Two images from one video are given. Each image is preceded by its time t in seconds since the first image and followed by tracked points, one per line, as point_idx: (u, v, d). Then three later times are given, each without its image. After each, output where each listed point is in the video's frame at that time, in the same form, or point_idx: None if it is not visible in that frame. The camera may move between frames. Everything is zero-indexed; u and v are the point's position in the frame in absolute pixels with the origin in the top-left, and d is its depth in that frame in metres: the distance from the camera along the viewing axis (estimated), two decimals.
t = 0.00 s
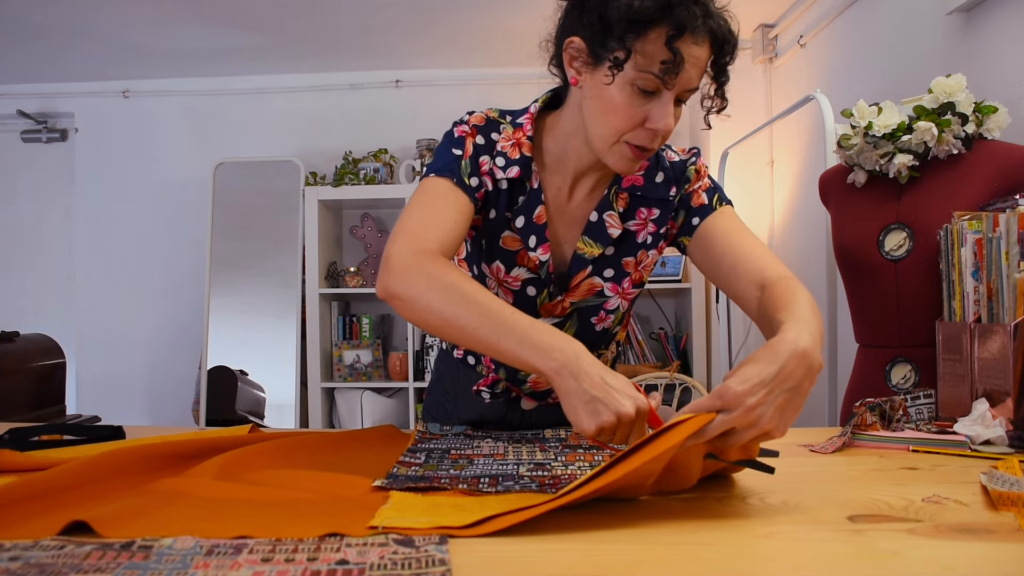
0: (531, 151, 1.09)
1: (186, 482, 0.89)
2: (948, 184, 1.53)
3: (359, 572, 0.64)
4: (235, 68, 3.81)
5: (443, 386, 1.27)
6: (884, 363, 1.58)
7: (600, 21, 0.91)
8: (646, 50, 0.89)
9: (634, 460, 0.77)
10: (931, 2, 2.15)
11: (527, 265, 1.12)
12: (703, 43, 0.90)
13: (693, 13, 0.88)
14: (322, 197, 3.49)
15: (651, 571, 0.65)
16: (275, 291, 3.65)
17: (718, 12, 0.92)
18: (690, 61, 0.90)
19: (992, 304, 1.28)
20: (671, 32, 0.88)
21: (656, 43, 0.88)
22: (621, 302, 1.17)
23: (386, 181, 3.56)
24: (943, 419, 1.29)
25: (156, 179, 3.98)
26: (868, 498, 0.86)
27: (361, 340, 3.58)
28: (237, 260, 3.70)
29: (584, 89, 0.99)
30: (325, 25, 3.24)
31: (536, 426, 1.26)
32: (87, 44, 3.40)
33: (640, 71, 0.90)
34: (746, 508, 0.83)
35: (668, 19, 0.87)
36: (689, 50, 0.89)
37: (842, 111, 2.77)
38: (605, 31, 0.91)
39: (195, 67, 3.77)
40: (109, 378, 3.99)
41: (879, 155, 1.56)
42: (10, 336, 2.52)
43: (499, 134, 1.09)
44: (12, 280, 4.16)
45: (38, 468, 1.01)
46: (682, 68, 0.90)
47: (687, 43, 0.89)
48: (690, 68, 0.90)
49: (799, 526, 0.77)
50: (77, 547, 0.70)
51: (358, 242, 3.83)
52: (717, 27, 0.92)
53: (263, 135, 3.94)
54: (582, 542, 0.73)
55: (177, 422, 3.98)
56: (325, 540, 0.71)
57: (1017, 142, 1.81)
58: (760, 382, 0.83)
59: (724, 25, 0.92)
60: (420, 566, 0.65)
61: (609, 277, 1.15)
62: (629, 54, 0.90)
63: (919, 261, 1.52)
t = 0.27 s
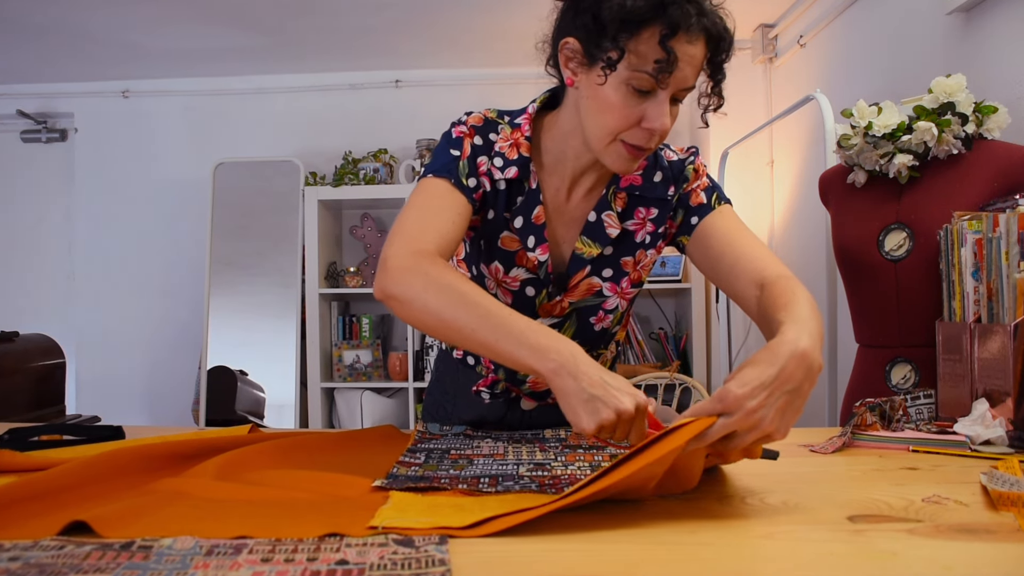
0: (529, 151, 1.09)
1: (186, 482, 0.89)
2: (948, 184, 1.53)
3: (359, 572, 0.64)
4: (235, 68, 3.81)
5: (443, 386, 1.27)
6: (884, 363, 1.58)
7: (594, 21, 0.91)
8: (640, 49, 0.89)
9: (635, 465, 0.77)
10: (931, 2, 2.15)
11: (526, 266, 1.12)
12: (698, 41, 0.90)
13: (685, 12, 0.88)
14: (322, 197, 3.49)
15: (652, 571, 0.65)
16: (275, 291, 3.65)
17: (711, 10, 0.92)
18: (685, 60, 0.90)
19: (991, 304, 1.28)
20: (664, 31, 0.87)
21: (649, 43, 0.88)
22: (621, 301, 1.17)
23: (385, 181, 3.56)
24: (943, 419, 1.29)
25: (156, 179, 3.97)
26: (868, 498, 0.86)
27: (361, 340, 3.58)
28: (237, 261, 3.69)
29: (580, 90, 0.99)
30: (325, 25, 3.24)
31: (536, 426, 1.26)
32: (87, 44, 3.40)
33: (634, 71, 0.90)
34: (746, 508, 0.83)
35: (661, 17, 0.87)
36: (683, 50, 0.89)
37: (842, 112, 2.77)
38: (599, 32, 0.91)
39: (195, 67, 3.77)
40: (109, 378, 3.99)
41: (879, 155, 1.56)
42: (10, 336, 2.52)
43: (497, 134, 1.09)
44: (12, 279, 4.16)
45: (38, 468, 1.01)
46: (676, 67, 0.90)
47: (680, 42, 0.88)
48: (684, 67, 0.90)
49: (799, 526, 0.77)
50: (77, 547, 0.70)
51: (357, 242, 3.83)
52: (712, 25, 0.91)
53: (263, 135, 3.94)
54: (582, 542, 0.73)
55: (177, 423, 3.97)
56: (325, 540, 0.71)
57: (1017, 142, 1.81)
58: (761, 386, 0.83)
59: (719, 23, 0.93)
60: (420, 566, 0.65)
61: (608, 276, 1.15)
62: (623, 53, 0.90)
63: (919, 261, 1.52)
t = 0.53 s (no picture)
0: (528, 152, 1.09)
1: (186, 482, 0.89)
2: (948, 184, 1.53)
3: (359, 572, 0.64)
4: (235, 68, 3.81)
5: (443, 387, 1.27)
6: (884, 363, 1.58)
7: (592, 23, 0.91)
8: (638, 52, 0.89)
9: (631, 464, 0.77)
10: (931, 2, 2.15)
11: (526, 266, 1.12)
12: (696, 43, 0.90)
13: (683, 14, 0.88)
14: (322, 197, 3.48)
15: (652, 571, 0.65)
16: (275, 291, 3.65)
17: (710, 11, 0.92)
18: (683, 62, 0.90)
19: (991, 304, 1.28)
20: (662, 34, 0.87)
21: (647, 45, 0.88)
22: (620, 302, 1.17)
23: (385, 181, 3.56)
24: (943, 419, 1.29)
25: (155, 179, 3.97)
26: (868, 498, 0.86)
27: (360, 341, 3.58)
28: (236, 261, 3.69)
29: (579, 91, 0.99)
30: (325, 25, 3.24)
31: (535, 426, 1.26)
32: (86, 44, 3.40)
33: (632, 73, 0.90)
34: (745, 508, 0.83)
35: (659, 20, 0.87)
36: (682, 52, 0.89)
37: (842, 112, 2.77)
38: (597, 34, 0.91)
39: (195, 67, 3.77)
40: (109, 378, 3.99)
41: (879, 155, 1.56)
42: (9, 336, 2.52)
43: (497, 135, 1.09)
44: (11, 280, 4.16)
45: (37, 469, 1.01)
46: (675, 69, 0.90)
47: (678, 44, 0.88)
48: (683, 69, 0.90)
49: (799, 526, 0.77)
50: (76, 548, 0.70)
51: (357, 242, 3.83)
52: (710, 27, 0.91)
53: (263, 135, 3.94)
54: (582, 542, 0.73)
55: (176, 423, 3.97)
56: (325, 541, 0.71)
57: (1017, 142, 1.81)
58: (756, 386, 0.83)
59: (718, 25, 0.92)
60: (420, 566, 0.65)
61: (607, 277, 1.15)
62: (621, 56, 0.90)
63: (919, 261, 1.52)
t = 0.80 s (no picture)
0: (530, 153, 1.09)
1: (186, 482, 0.89)
2: (948, 184, 1.53)
3: (358, 572, 0.64)
4: (235, 68, 3.81)
5: (443, 387, 1.27)
6: (884, 363, 1.58)
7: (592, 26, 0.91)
8: (638, 53, 0.89)
9: (631, 461, 0.77)
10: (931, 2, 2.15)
11: (527, 267, 1.12)
12: (696, 45, 0.90)
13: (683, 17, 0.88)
14: (322, 197, 3.48)
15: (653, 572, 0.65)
16: (275, 291, 3.65)
17: (710, 13, 0.92)
18: (683, 64, 0.90)
19: (991, 304, 1.28)
20: (663, 35, 0.87)
21: (647, 47, 0.88)
22: (620, 302, 1.17)
23: (385, 181, 3.56)
24: (943, 420, 1.29)
25: (155, 179, 3.97)
26: (868, 498, 0.86)
27: (360, 341, 3.58)
28: (236, 261, 3.69)
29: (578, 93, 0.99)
30: (325, 25, 3.24)
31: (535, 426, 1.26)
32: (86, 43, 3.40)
33: (633, 75, 0.90)
34: (745, 508, 0.83)
35: (660, 22, 0.87)
36: (682, 54, 0.89)
37: (842, 112, 2.77)
38: (598, 36, 0.90)
39: (194, 67, 3.77)
40: (109, 378, 3.99)
41: (879, 155, 1.56)
42: (9, 336, 2.52)
43: (497, 136, 1.09)
44: (10, 280, 4.16)
45: (37, 469, 1.01)
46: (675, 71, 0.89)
47: (679, 46, 0.88)
48: (683, 71, 0.90)
49: (798, 526, 0.77)
50: (76, 548, 0.70)
51: (357, 242, 3.83)
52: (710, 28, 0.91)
53: (263, 135, 3.94)
54: (582, 542, 0.73)
55: (176, 423, 3.98)
56: (325, 541, 0.71)
57: (1017, 142, 1.81)
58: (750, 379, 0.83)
59: (718, 26, 0.92)
60: (420, 566, 0.65)
61: (608, 277, 1.15)
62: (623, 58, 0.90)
63: (919, 261, 1.52)
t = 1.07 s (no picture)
0: (529, 153, 1.09)
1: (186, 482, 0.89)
2: (948, 184, 1.53)
3: (358, 573, 0.64)
4: (235, 68, 3.81)
5: (443, 387, 1.27)
6: (884, 364, 1.58)
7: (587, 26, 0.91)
8: (636, 53, 0.89)
9: (631, 460, 0.76)
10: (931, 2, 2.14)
11: (527, 267, 1.12)
12: (693, 44, 0.90)
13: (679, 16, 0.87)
14: (322, 197, 3.48)
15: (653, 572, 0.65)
16: (275, 291, 3.65)
17: (708, 12, 0.92)
18: (681, 63, 0.89)
19: (991, 305, 1.28)
20: (660, 34, 0.87)
21: (644, 47, 0.88)
22: (620, 302, 1.17)
23: (384, 181, 3.56)
24: (943, 420, 1.29)
25: (155, 179, 3.97)
26: (868, 499, 0.86)
27: (360, 341, 3.58)
28: (236, 261, 3.69)
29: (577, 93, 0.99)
30: (325, 25, 3.24)
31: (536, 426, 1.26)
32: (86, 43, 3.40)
33: (631, 74, 0.90)
34: (745, 509, 0.83)
35: (656, 21, 0.87)
36: (680, 53, 0.89)
37: (842, 112, 2.77)
38: (595, 36, 0.91)
39: (194, 67, 3.77)
40: (108, 378, 3.99)
41: (879, 155, 1.56)
42: (9, 336, 2.52)
43: (497, 136, 1.08)
44: (9, 280, 4.16)
45: (37, 469, 1.01)
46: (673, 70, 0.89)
47: (676, 45, 0.88)
48: (681, 70, 0.90)
49: (798, 526, 0.77)
50: (75, 548, 0.69)
51: (357, 242, 3.83)
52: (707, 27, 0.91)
53: (263, 135, 3.94)
54: (582, 542, 0.73)
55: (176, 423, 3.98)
56: (325, 541, 0.71)
57: (1017, 141, 1.81)
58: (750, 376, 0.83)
59: (716, 24, 0.92)
60: (420, 566, 0.65)
61: (608, 277, 1.15)
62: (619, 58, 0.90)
63: (919, 261, 1.52)
